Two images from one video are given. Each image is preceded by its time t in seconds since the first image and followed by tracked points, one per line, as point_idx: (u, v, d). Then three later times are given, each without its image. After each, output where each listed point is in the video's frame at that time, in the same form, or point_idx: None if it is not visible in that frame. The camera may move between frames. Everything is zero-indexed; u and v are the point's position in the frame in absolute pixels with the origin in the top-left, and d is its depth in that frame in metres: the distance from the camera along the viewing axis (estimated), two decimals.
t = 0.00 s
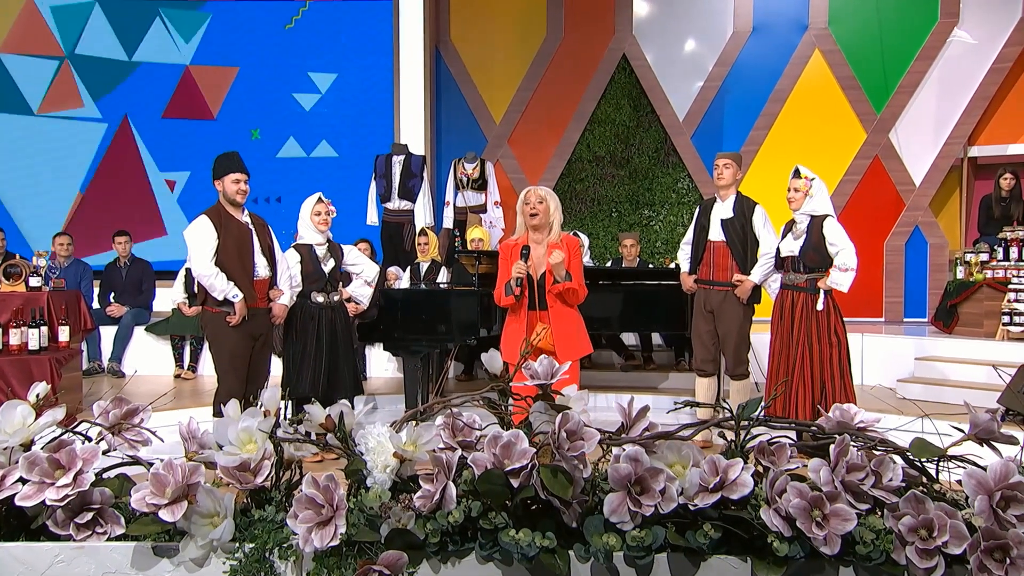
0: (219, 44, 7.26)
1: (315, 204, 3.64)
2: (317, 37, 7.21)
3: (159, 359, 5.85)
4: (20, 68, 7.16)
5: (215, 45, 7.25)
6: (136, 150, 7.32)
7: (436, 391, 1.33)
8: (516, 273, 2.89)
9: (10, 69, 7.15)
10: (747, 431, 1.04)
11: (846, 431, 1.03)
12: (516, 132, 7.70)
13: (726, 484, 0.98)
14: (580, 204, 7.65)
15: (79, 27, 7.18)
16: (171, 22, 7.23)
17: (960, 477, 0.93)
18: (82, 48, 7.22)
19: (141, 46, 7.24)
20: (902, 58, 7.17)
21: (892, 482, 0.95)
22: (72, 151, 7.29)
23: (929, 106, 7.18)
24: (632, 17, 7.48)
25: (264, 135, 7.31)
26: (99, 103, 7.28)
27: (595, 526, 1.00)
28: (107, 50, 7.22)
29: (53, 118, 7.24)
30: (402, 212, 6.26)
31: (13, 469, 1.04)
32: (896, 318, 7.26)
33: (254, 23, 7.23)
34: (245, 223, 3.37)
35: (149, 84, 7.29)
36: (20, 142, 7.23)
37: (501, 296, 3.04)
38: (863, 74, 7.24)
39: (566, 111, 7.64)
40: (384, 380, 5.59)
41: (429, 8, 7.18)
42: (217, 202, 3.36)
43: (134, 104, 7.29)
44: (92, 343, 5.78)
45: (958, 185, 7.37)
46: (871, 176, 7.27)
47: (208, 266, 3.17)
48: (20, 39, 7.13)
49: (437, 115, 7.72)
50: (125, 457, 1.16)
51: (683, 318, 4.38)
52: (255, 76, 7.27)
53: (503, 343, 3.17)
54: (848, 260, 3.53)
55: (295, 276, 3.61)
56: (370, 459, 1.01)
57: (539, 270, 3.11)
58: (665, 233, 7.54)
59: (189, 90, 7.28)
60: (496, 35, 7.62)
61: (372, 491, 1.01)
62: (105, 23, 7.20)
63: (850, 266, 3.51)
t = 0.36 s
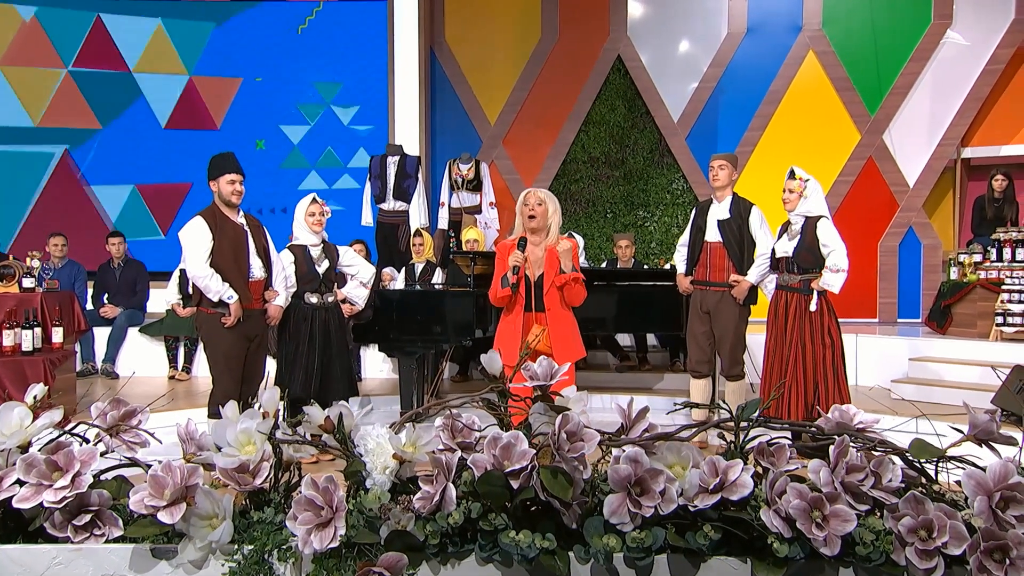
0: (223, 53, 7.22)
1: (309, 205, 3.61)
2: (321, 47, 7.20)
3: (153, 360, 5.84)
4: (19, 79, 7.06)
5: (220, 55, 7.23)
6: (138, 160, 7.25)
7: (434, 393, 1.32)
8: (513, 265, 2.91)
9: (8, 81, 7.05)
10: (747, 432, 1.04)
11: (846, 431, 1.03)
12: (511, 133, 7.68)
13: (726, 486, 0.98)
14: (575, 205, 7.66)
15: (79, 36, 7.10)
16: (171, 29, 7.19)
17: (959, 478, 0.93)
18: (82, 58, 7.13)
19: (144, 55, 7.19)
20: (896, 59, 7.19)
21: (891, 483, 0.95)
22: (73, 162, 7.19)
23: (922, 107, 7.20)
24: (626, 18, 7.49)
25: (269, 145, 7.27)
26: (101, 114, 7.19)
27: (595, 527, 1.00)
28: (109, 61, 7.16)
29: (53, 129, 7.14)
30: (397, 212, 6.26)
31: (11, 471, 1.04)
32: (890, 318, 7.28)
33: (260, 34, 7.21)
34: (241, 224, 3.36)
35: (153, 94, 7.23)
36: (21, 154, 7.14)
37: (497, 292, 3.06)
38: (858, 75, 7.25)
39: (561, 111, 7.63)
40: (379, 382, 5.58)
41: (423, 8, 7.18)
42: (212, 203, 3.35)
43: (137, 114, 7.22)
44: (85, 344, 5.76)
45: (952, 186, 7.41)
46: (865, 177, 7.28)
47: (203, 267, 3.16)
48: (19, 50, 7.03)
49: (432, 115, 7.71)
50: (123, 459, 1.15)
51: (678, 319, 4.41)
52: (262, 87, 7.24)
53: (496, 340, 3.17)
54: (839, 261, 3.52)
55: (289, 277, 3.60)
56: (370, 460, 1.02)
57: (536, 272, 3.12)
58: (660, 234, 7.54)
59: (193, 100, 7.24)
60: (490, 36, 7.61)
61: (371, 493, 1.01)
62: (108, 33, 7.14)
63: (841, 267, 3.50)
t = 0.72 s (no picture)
0: (226, 60, 7.22)
1: (305, 205, 3.63)
2: (324, 53, 7.21)
3: (146, 362, 5.82)
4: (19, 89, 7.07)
5: (223, 62, 7.22)
6: (140, 168, 7.21)
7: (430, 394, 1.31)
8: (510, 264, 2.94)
9: (9, 91, 7.05)
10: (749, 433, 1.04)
11: (847, 433, 1.02)
12: (505, 135, 7.66)
13: (728, 487, 0.99)
14: (570, 206, 7.66)
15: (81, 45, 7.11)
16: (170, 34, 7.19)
17: (960, 480, 0.93)
18: (83, 65, 7.12)
19: (147, 64, 7.18)
20: (890, 61, 7.22)
21: (892, 484, 0.95)
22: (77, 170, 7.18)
23: (915, 109, 7.23)
24: (621, 19, 7.50)
25: (274, 152, 7.24)
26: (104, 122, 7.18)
27: (596, 529, 1.00)
28: (113, 70, 7.16)
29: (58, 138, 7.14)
30: (392, 214, 6.25)
31: (10, 473, 1.03)
32: (884, 319, 7.31)
33: (264, 41, 7.21)
34: (237, 225, 3.34)
35: (156, 102, 7.21)
36: (23, 161, 7.12)
37: (494, 294, 3.07)
38: (851, 77, 7.28)
39: (556, 113, 7.63)
40: (373, 383, 5.57)
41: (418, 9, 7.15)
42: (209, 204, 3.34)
43: (141, 122, 7.20)
44: (78, 345, 5.74)
45: (945, 188, 7.45)
46: (858, 179, 7.31)
47: (200, 268, 3.17)
48: (17, 62, 7.04)
49: (427, 117, 7.69)
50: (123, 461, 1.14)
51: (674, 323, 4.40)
52: (267, 94, 7.24)
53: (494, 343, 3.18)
54: (841, 262, 3.51)
55: (285, 278, 3.60)
56: (370, 462, 1.01)
57: (532, 277, 3.13)
58: (655, 235, 7.56)
59: (196, 108, 7.22)
60: (485, 37, 7.60)
61: (373, 495, 1.01)
62: (111, 42, 7.14)
63: (843, 268, 3.49)
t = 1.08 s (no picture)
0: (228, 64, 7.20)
1: (301, 207, 3.62)
2: (322, 56, 7.18)
3: (139, 363, 5.80)
4: (19, 93, 7.06)
5: (221, 63, 7.20)
6: (141, 171, 7.18)
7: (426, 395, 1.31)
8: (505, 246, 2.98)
9: (8, 95, 7.04)
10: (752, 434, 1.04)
11: (849, 434, 1.02)
12: (499, 135, 7.65)
13: (731, 488, 0.99)
14: (564, 207, 7.66)
15: (82, 49, 7.08)
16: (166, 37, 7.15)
17: (963, 480, 0.93)
18: (82, 69, 7.11)
19: (149, 67, 7.15)
20: (883, 62, 7.25)
21: (895, 486, 0.95)
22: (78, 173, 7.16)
23: (908, 110, 7.26)
24: (614, 20, 7.50)
25: (279, 155, 7.23)
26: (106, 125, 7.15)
27: (599, 531, 1.00)
28: (114, 73, 7.13)
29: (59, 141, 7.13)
30: (386, 215, 6.24)
31: (10, 476, 1.03)
32: (876, 320, 7.33)
33: (266, 44, 7.20)
34: (235, 227, 3.34)
35: (157, 105, 7.17)
36: (22, 164, 7.11)
37: (487, 282, 3.09)
38: (844, 79, 7.30)
39: (550, 113, 7.62)
40: (367, 384, 5.57)
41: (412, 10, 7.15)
42: (206, 205, 3.33)
43: (143, 125, 7.16)
44: (71, 347, 5.72)
45: (937, 189, 7.53)
46: (851, 180, 7.33)
47: (196, 269, 3.14)
48: (18, 66, 7.04)
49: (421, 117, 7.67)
50: (123, 464, 1.14)
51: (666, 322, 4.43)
52: (268, 97, 7.23)
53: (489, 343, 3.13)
54: (839, 263, 3.57)
55: (280, 279, 3.60)
56: (372, 464, 1.01)
57: (529, 270, 3.13)
58: (649, 236, 7.58)
59: (197, 111, 7.18)
60: (478, 38, 7.59)
61: (375, 496, 1.00)
62: (112, 45, 7.11)
63: (841, 269, 3.56)
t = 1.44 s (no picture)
0: (229, 63, 7.20)
1: (298, 208, 3.62)
2: (320, 55, 7.18)
3: (132, 365, 5.77)
4: (19, 95, 7.00)
5: (220, 63, 7.20)
6: (140, 172, 7.17)
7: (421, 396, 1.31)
8: (504, 246, 2.96)
9: (9, 96, 6.98)
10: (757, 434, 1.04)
11: (854, 434, 1.02)
12: (493, 136, 7.64)
13: (736, 489, 0.99)
14: (558, 208, 7.67)
15: (83, 49, 7.06)
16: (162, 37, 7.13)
17: (968, 481, 0.94)
18: (81, 69, 7.08)
19: (149, 68, 7.14)
20: (875, 64, 7.27)
21: (901, 486, 0.96)
22: (78, 174, 7.11)
23: (900, 111, 7.29)
24: (608, 21, 7.51)
25: (284, 156, 7.24)
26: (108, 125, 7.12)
27: (605, 532, 1.00)
28: (115, 73, 7.11)
29: (61, 141, 7.07)
30: (380, 215, 6.24)
31: (12, 478, 1.02)
32: (869, 320, 7.35)
33: (267, 44, 7.19)
34: (231, 227, 3.32)
35: (160, 105, 7.17)
36: (19, 164, 7.03)
37: (485, 280, 3.08)
38: (837, 80, 7.33)
39: (543, 114, 7.62)
40: (362, 385, 5.56)
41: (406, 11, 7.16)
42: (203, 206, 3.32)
43: (145, 126, 7.15)
44: (63, 347, 5.69)
45: (930, 190, 7.57)
46: (844, 181, 7.35)
47: (192, 270, 3.12)
48: (19, 66, 6.98)
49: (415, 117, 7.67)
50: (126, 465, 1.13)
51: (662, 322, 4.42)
52: (274, 97, 7.23)
53: (486, 346, 3.13)
54: (830, 264, 3.54)
55: (278, 280, 3.58)
56: (377, 465, 1.01)
57: (529, 271, 3.11)
58: (643, 237, 7.59)
59: (200, 111, 7.20)
60: (472, 38, 7.59)
61: (380, 498, 1.00)
62: (112, 46, 7.09)
63: (833, 270, 3.52)
